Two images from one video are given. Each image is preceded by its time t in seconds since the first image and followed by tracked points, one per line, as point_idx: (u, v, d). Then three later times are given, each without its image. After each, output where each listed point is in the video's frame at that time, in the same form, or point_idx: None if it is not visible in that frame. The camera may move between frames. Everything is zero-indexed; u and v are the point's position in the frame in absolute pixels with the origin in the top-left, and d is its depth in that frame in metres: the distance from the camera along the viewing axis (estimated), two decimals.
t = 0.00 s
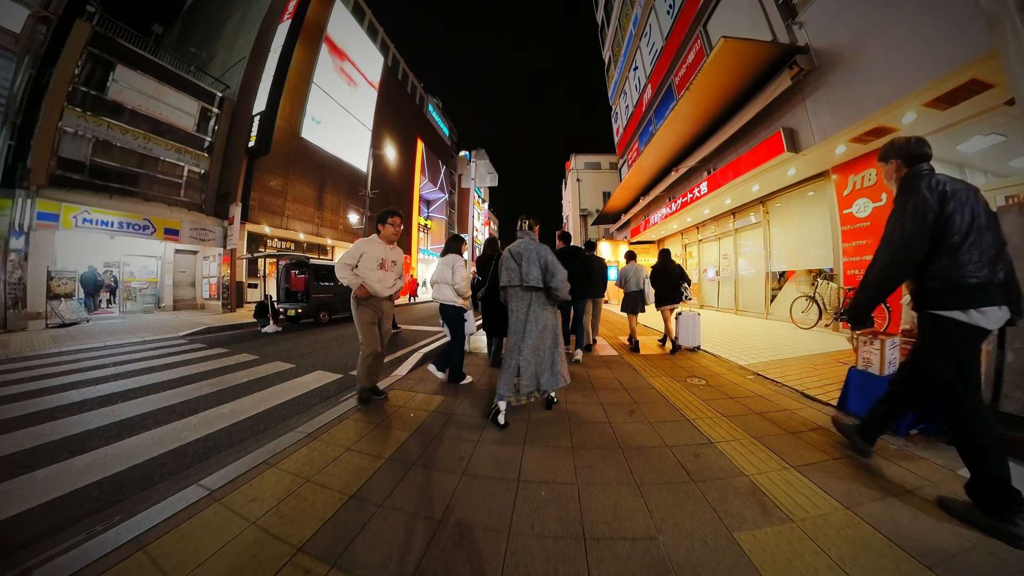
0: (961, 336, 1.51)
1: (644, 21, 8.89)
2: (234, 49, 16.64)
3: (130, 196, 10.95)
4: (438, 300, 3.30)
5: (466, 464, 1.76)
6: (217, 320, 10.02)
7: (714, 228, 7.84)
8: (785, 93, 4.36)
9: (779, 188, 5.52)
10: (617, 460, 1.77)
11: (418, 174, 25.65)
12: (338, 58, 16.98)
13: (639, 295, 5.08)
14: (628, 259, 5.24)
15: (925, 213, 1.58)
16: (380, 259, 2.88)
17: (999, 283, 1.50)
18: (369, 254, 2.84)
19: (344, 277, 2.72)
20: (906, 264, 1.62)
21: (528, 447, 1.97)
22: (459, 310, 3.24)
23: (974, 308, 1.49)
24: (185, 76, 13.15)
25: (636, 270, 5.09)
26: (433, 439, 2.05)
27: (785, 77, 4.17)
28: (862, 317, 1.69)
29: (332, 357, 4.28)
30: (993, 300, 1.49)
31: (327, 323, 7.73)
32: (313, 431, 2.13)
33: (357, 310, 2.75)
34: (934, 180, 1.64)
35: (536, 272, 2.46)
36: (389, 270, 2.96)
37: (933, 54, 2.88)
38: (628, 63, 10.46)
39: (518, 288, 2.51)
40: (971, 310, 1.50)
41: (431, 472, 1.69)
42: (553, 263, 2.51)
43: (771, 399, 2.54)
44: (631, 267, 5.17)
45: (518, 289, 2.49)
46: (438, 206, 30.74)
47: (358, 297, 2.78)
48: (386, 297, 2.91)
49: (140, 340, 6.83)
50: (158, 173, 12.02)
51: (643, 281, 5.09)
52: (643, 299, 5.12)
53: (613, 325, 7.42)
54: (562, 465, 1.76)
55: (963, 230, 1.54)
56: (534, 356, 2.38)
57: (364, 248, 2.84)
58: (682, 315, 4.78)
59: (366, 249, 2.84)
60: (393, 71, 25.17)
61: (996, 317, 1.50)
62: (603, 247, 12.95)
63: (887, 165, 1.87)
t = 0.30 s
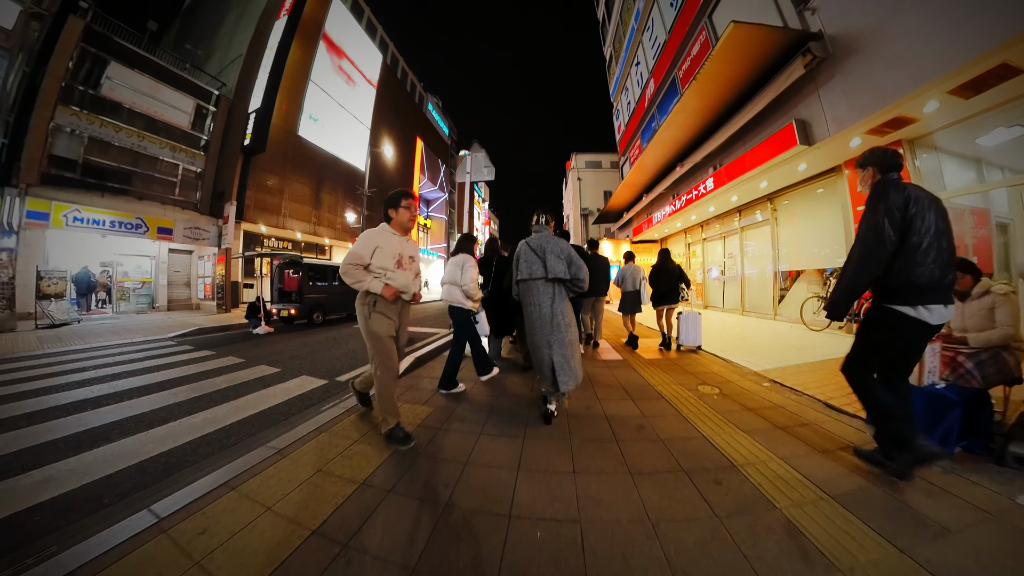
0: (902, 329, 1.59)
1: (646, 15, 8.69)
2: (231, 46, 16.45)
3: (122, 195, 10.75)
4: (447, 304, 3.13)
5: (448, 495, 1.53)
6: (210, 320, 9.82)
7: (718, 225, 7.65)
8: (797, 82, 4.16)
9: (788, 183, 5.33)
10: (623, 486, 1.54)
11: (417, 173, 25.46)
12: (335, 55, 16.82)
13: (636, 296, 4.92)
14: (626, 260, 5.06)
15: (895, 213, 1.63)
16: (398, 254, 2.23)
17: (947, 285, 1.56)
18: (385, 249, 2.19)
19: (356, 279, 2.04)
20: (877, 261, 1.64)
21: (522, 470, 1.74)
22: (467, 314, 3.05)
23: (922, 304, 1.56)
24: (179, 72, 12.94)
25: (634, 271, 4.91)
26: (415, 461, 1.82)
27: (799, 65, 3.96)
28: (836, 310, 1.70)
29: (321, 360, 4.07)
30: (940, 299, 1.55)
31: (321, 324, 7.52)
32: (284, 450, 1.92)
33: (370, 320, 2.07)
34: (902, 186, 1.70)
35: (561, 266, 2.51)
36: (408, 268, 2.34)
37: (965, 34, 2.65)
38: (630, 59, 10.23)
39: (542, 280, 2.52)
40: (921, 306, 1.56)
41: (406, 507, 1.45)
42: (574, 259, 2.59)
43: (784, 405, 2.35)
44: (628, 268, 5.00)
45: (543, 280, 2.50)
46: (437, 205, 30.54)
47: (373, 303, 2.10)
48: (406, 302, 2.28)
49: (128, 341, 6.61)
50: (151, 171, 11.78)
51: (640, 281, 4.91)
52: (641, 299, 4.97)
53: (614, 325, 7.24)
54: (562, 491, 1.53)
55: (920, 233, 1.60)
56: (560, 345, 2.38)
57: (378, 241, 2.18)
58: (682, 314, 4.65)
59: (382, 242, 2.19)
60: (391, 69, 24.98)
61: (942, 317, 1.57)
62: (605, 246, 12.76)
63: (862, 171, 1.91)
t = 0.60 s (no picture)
0: (862, 332, 1.68)
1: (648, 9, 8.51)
2: (228, 43, 16.25)
3: (114, 193, 10.52)
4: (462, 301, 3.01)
5: (430, 530, 1.32)
6: (204, 321, 9.63)
7: (724, 224, 7.46)
8: (809, 70, 3.97)
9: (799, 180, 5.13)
10: (634, 518, 1.33)
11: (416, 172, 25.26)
12: (333, 53, 16.66)
13: (636, 297, 4.74)
14: (623, 259, 4.87)
15: (856, 224, 1.72)
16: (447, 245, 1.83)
17: (908, 291, 1.63)
18: (438, 236, 1.78)
19: (404, 271, 1.60)
20: (842, 270, 1.73)
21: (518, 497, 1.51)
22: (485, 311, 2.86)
23: (881, 309, 1.63)
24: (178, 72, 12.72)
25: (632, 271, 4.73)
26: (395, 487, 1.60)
27: (813, 52, 3.77)
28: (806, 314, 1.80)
29: (310, 363, 3.88)
30: (901, 303, 1.61)
31: (315, 325, 7.32)
32: (247, 473, 1.69)
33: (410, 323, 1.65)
34: (868, 198, 1.77)
35: (568, 271, 2.38)
36: (455, 261, 1.94)
37: (1010, 6, 2.39)
38: (632, 54, 10.02)
39: (550, 287, 2.40)
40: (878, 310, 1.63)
41: (377, 546, 1.23)
42: (581, 261, 2.44)
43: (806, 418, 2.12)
44: (626, 267, 4.80)
45: (552, 287, 2.37)
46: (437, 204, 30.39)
47: (417, 303, 1.68)
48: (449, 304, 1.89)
49: (115, 342, 6.42)
50: (144, 170, 11.52)
51: (639, 280, 4.72)
52: (640, 299, 4.79)
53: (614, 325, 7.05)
54: (563, 525, 1.31)
55: (881, 242, 1.69)
56: (575, 355, 2.28)
57: (431, 224, 1.76)
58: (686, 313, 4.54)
59: (434, 226, 1.77)
60: (390, 67, 24.80)
61: (905, 319, 1.60)
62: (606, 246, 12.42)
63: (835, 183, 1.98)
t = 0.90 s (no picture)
0: (836, 324, 1.79)
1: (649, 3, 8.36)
2: (224, 41, 16.09)
3: (105, 190, 10.28)
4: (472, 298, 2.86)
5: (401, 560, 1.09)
6: (197, 322, 9.42)
7: (729, 222, 7.27)
8: (822, 58, 3.77)
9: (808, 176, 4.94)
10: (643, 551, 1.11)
11: (416, 171, 25.06)
12: (331, 50, 16.51)
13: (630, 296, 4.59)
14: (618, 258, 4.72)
15: (826, 223, 1.85)
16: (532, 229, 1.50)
17: (874, 285, 1.75)
18: (529, 215, 1.46)
19: (509, 248, 1.23)
20: (812, 267, 1.88)
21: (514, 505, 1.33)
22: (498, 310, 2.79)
23: (850, 303, 1.75)
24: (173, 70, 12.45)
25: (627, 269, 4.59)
26: (382, 488, 1.42)
27: (826, 38, 3.59)
28: (782, 308, 1.94)
29: (296, 366, 3.69)
30: (868, 297, 1.74)
31: (308, 326, 7.14)
32: (206, 495, 1.44)
33: (506, 320, 1.24)
34: (839, 199, 1.89)
35: (572, 266, 2.33)
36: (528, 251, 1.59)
37: None
38: (634, 49, 9.82)
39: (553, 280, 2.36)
40: (848, 304, 1.76)
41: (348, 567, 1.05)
42: (587, 259, 2.37)
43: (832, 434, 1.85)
44: (620, 267, 4.68)
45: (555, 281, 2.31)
46: (437, 204, 30.20)
47: (513, 295, 1.28)
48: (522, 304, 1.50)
49: (101, 344, 6.21)
50: (138, 168, 11.21)
51: (634, 280, 4.59)
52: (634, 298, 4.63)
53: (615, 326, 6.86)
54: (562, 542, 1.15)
55: (850, 240, 1.81)
56: (575, 350, 2.24)
57: (525, 199, 1.44)
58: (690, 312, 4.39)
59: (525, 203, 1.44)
60: (389, 66, 24.64)
61: (870, 312, 1.75)
62: (608, 244, 11.86)
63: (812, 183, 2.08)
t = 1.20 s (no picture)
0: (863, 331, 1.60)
1: None
2: (221, 38, 15.89)
3: (94, 187, 10.03)
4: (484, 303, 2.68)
5: None
6: (189, 322, 9.22)
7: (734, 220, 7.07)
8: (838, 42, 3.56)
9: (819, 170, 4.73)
10: None
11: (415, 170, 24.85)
12: (327, 47, 16.31)
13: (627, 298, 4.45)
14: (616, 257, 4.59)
15: (810, 232, 1.85)
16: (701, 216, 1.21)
17: (856, 290, 1.73)
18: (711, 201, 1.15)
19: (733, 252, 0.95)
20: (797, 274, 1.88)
21: (501, 539, 1.14)
22: (516, 316, 2.63)
23: (838, 306, 1.72)
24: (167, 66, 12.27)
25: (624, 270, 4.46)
26: (342, 528, 1.20)
27: (844, 20, 3.38)
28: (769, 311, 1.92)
29: (281, 371, 3.49)
30: (854, 301, 1.71)
31: (300, 327, 6.94)
32: (144, 528, 1.25)
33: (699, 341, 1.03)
34: (826, 209, 1.87)
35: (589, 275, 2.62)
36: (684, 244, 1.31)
37: None
38: (635, 44, 9.60)
39: (572, 287, 2.59)
40: (836, 308, 1.73)
41: None
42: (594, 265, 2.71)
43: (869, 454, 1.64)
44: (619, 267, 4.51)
45: (574, 288, 2.58)
46: (436, 203, 29.97)
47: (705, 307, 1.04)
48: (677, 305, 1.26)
49: (86, 345, 6.01)
50: (130, 166, 10.99)
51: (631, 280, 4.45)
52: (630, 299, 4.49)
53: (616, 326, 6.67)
54: None
55: (836, 245, 1.79)
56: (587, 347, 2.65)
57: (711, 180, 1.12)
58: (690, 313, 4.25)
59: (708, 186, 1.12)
60: (388, 64, 24.42)
61: (857, 316, 1.73)
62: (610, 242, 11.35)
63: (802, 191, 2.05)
